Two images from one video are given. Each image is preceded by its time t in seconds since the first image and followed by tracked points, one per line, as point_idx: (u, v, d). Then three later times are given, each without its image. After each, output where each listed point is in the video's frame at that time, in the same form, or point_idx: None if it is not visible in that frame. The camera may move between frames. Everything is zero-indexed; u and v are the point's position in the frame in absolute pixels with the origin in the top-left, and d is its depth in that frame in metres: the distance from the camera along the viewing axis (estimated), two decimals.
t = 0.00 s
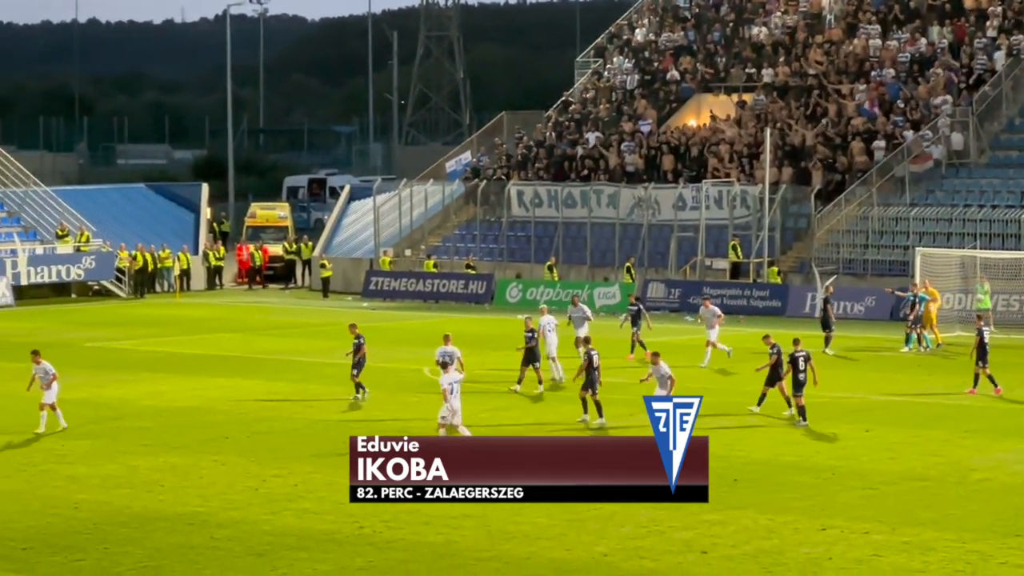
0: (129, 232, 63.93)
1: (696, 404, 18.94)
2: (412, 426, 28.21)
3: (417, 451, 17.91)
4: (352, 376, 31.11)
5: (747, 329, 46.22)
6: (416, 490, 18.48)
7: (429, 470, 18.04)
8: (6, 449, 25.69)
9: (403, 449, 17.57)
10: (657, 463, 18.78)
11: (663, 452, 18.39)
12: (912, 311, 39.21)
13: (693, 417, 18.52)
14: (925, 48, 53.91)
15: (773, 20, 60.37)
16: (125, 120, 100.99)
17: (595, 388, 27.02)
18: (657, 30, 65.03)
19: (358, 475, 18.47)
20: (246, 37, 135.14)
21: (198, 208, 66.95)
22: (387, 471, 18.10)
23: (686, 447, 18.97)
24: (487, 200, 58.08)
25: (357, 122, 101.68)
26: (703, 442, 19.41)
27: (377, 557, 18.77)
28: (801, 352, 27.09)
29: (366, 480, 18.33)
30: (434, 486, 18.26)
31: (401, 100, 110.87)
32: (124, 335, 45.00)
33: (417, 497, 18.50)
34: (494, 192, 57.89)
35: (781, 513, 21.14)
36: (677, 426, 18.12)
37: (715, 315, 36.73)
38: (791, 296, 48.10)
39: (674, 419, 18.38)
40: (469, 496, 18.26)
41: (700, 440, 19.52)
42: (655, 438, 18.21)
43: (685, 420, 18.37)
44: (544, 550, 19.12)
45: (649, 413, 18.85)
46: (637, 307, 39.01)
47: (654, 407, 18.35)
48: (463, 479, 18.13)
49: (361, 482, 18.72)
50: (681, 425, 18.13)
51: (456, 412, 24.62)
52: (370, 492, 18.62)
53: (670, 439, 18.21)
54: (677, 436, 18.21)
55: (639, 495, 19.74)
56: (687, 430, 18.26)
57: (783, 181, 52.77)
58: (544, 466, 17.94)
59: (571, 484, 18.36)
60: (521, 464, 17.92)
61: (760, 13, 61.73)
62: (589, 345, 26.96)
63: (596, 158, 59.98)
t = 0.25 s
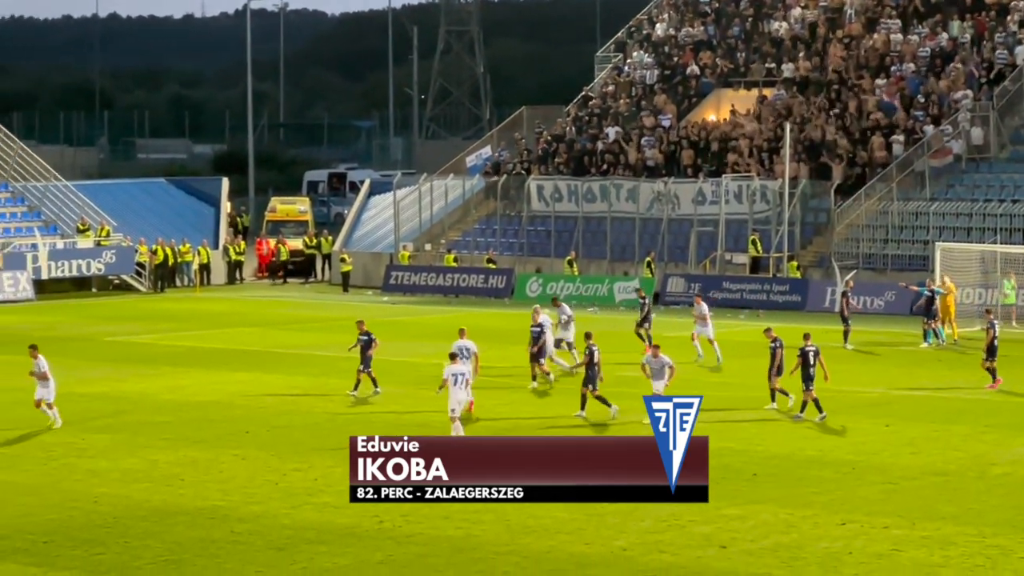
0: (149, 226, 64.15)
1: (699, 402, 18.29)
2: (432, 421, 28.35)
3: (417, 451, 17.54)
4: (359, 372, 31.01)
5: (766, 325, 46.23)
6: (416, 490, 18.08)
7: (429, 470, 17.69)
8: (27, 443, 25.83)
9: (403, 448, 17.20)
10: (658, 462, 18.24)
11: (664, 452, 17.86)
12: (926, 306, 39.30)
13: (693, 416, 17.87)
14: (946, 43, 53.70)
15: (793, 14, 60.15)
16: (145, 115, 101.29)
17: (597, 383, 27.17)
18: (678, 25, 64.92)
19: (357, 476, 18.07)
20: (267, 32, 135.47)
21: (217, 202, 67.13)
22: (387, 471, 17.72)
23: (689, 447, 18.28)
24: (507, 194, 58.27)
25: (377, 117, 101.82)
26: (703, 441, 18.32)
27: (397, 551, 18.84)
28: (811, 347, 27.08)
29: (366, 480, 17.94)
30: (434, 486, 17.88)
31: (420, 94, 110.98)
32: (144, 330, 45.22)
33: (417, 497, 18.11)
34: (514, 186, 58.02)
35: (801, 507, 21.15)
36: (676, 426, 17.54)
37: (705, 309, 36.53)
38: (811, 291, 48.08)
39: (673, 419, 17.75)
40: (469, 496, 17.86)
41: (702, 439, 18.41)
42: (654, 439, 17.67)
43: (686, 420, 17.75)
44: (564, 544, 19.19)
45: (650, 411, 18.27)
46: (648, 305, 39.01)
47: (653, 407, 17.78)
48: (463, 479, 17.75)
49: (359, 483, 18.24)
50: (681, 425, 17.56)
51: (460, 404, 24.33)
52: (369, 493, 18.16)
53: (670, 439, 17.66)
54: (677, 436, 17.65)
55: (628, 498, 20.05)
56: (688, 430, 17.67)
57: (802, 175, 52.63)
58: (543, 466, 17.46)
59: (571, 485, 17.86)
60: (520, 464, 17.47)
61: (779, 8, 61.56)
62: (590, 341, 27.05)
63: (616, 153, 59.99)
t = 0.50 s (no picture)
0: (171, 219, 64.37)
1: (700, 400, 18.29)
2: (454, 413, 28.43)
3: (417, 451, 17.63)
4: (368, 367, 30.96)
5: (787, 317, 46.15)
6: (416, 490, 18.20)
7: (429, 470, 17.80)
8: (52, 435, 26.02)
9: (403, 450, 17.28)
10: (659, 460, 18.35)
11: (663, 451, 17.97)
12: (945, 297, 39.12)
13: (694, 416, 17.90)
14: (970, 36, 53.50)
15: (815, 7, 59.97)
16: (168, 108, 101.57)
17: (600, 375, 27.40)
18: (700, 17, 64.77)
19: (357, 475, 18.14)
20: (288, 25, 135.66)
21: (239, 195, 67.30)
22: (387, 472, 17.80)
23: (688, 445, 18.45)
24: (529, 186, 58.20)
25: (399, 109, 101.86)
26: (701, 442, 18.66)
27: (419, 543, 18.94)
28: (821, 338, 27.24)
29: (366, 480, 18.01)
30: (434, 485, 18.01)
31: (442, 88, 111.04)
32: (168, 322, 45.42)
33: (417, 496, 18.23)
34: (536, 178, 58.07)
35: (823, 500, 21.16)
36: (677, 426, 17.62)
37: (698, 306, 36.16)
38: (833, 283, 48.01)
39: (673, 419, 17.81)
40: (469, 496, 18.01)
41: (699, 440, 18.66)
42: (654, 439, 17.76)
43: (686, 419, 17.79)
44: (585, 537, 19.23)
45: (649, 411, 18.28)
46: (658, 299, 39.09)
47: (654, 407, 17.81)
48: (463, 479, 17.88)
49: (360, 482, 18.35)
50: (681, 425, 17.64)
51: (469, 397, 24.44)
52: (369, 493, 18.26)
53: (670, 439, 17.74)
54: (678, 436, 17.74)
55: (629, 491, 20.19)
56: (688, 429, 17.73)
57: (823, 168, 52.45)
58: (544, 465, 17.64)
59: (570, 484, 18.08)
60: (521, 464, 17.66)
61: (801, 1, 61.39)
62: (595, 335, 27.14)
63: (638, 147, 60.00)
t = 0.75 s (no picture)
0: (197, 211, 64.59)
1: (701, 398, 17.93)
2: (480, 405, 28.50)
3: (417, 451, 17.49)
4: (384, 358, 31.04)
5: (812, 310, 46.03)
6: (416, 490, 18.04)
7: (429, 470, 17.65)
8: (79, 427, 26.19)
9: (403, 448, 17.13)
10: (660, 461, 18.15)
11: (664, 451, 17.74)
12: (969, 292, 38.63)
13: (694, 415, 17.56)
14: (997, 27, 53.24)
15: None
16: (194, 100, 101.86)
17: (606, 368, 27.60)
18: (726, 10, 64.65)
19: (357, 475, 17.98)
20: (314, 18, 135.83)
21: (265, 187, 67.46)
22: (387, 471, 17.63)
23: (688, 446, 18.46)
24: (555, 177, 58.19)
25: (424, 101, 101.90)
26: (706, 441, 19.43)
27: (444, 536, 19.00)
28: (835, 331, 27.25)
29: (366, 480, 17.85)
30: (434, 486, 17.85)
31: (467, 80, 111.07)
32: (194, 314, 45.61)
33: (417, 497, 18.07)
34: (562, 172, 58.12)
35: (850, 493, 21.12)
36: (676, 427, 17.36)
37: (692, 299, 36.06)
38: (859, 276, 47.86)
39: (673, 419, 17.52)
40: (469, 496, 17.88)
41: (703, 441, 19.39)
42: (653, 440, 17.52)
43: (686, 420, 17.49)
44: (611, 529, 19.26)
45: (650, 409, 17.97)
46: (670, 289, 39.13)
47: (653, 407, 17.52)
48: (463, 479, 17.78)
49: (360, 482, 18.18)
50: (681, 426, 17.36)
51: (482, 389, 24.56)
52: (369, 493, 18.10)
53: (669, 439, 17.52)
54: (678, 436, 17.48)
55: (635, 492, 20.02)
56: (688, 430, 17.46)
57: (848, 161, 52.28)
58: (546, 465, 17.58)
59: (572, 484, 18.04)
60: (523, 464, 17.61)
61: None
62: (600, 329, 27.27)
63: (664, 140, 60.03)
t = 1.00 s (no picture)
0: (227, 204, 64.86)
1: (701, 400, 17.68)
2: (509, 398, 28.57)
3: (417, 450, 17.01)
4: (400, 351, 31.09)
5: (841, 303, 45.86)
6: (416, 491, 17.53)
7: (429, 470, 17.11)
8: (109, 420, 26.32)
9: (402, 448, 16.67)
10: (660, 461, 17.82)
11: (663, 452, 17.39)
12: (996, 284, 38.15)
13: (694, 416, 17.31)
14: None
15: None
16: (223, 93, 102.13)
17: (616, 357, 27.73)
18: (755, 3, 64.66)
19: (358, 475, 17.56)
20: (343, 10, 136.23)
21: (294, 179, 67.67)
22: (387, 472, 17.16)
23: (688, 445, 18.04)
24: (585, 171, 57.88)
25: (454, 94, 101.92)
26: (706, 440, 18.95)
27: (474, 529, 19.00)
28: (850, 324, 27.22)
29: (366, 480, 17.42)
30: (434, 486, 17.30)
31: (495, 73, 110.97)
32: (223, 307, 45.78)
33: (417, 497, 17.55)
34: (592, 165, 57.66)
35: (880, 486, 21.03)
36: (676, 427, 17.07)
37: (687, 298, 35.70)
38: (888, 269, 47.79)
39: (673, 419, 17.26)
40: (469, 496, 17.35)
41: (702, 438, 18.80)
42: (653, 440, 17.21)
43: (686, 420, 17.22)
44: (642, 522, 19.26)
45: (649, 412, 17.69)
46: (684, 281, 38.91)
47: (652, 407, 17.26)
48: (463, 479, 17.25)
49: (360, 482, 17.72)
50: (681, 425, 17.08)
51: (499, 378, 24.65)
52: (370, 493, 17.63)
53: (669, 439, 17.20)
54: (678, 436, 17.18)
55: (640, 492, 19.57)
56: (688, 430, 17.17)
57: (878, 153, 51.98)
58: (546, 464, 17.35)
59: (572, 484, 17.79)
60: (523, 463, 17.34)
61: None
62: (611, 319, 27.42)
63: (693, 132, 59.81)
